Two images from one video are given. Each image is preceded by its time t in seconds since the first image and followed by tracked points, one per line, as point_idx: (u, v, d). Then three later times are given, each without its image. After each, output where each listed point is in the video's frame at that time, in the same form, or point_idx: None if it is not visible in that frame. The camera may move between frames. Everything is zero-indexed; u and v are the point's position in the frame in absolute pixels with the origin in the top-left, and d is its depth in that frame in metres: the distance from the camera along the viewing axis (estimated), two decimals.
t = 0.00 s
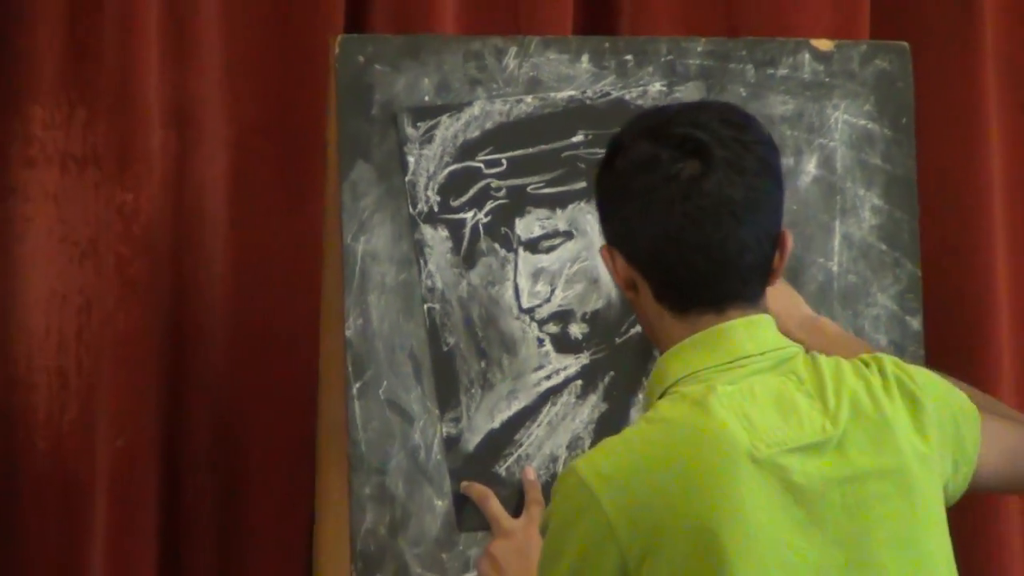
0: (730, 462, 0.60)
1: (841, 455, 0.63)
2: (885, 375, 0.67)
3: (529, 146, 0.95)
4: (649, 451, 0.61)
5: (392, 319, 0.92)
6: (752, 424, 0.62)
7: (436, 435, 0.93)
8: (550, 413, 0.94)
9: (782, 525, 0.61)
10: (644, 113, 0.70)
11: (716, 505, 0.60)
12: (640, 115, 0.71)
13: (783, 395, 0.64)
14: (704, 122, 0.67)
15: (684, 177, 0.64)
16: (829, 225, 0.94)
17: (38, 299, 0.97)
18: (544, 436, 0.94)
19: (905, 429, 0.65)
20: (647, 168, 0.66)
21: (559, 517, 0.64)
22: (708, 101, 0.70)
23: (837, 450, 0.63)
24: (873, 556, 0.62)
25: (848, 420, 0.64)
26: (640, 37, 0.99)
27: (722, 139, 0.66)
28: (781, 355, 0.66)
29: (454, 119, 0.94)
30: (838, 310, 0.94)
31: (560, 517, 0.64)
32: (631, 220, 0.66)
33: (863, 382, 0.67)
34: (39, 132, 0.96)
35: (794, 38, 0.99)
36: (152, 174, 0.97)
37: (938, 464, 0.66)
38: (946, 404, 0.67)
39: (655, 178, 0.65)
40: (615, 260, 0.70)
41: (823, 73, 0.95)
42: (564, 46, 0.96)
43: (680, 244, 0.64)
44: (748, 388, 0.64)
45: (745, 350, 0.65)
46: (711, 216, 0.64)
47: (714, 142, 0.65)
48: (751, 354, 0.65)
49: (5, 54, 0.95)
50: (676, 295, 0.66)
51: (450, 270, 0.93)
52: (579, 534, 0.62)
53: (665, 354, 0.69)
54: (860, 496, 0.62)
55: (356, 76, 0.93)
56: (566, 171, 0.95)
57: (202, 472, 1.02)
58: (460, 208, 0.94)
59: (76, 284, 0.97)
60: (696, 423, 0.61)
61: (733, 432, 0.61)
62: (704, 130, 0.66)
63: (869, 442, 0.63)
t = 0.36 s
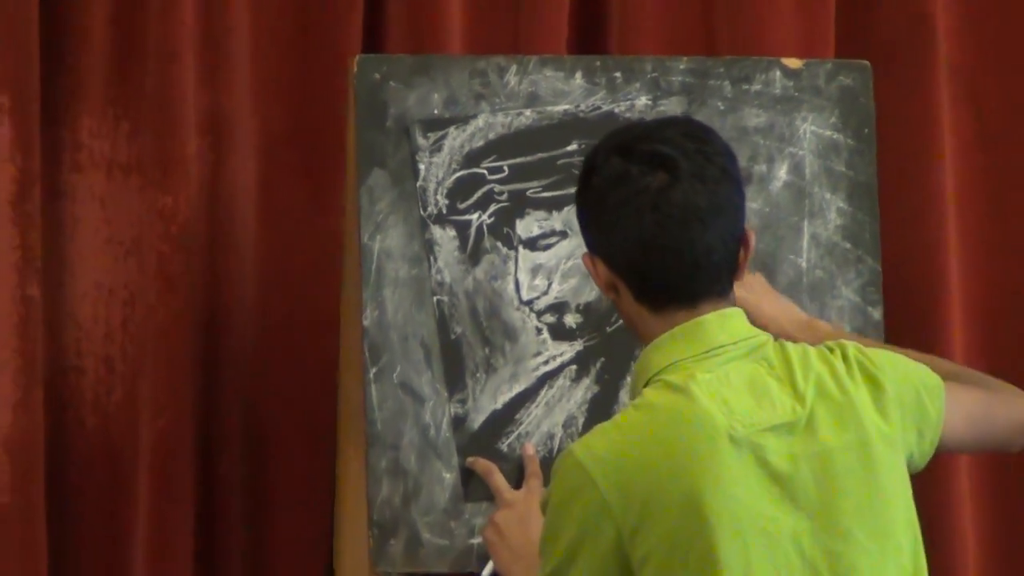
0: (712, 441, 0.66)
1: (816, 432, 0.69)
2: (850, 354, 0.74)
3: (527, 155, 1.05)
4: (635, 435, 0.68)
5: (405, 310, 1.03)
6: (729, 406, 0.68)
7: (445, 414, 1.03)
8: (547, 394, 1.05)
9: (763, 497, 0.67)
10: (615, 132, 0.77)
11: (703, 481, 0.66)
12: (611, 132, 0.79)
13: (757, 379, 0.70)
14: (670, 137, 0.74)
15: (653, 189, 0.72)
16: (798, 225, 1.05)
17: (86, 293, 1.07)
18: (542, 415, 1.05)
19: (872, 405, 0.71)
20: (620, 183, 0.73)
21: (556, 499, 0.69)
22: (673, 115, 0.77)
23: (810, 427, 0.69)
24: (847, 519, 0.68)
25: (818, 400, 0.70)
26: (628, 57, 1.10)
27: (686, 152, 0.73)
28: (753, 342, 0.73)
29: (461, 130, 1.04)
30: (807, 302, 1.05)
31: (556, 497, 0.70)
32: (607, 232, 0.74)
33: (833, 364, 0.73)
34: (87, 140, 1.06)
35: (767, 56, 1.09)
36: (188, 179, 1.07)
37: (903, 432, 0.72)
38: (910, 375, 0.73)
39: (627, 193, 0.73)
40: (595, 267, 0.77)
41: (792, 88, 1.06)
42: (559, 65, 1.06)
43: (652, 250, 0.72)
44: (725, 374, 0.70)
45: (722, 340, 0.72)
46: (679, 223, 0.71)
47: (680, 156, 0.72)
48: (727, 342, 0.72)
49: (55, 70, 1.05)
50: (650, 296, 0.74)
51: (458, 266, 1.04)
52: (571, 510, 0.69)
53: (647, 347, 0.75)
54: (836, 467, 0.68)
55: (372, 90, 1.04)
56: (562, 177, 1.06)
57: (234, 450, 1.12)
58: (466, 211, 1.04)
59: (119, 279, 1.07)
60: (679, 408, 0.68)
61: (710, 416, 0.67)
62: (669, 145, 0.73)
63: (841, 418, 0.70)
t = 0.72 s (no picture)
0: (702, 421, 0.75)
1: (792, 414, 0.78)
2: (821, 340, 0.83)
3: (531, 164, 1.15)
4: (629, 423, 0.76)
5: (419, 305, 1.12)
6: (716, 394, 0.76)
7: (455, 401, 1.13)
8: (549, 382, 1.15)
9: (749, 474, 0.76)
10: (599, 150, 0.83)
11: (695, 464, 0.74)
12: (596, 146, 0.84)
13: (739, 367, 0.79)
14: (654, 163, 0.80)
15: (641, 217, 0.78)
16: (778, 228, 1.15)
17: (127, 289, 1.17)
18: (543, 402, 1.14)
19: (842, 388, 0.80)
20: (610, 210, 0.80)
21: (559, 482, 0.78)
22: (654, 133, 0.82)
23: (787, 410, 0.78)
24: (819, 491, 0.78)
25: (794, 385, 0.79)
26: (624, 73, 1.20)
27: (671, 177, 0.79)
28: (734, 334, 0.82)
29: (471, 139, 1.14)
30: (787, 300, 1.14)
31: (561, 480, 0.79)
32: (601, 252, 0.81)
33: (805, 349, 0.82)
34: (128, 150, 1.17)
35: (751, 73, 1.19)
36: (221, 184, 1.17)
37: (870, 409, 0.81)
38: (875, 357, 0.83)
39: (618, 219, 0.79)
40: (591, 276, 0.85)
41: (773, 103, 1.16)
42: (560, 80, 1.16)
43: (643, 268, 0.79)
44: (711, 364, 0.79)
45: (707, 333, 0.80)
46: (667, 244, 0.78)
47: (664, 182, 0.79)
48: (712, 335, 0.81)
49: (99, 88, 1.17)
50: (645, 303, 0.82)
51: (467, 264, 1.13)
52: (573, 494, 0.77)
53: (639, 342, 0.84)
54: (810, 445, 0.77)
55: (388, 104, 1.13)
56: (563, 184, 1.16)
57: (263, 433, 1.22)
58: (476, 214, 1.14)
59: (157, 276, 1.18)
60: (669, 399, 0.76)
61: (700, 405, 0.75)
62: (654, 171, 0.79)
63: (815, 401, 0.78)
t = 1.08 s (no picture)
0: (682, 400, 0.85)
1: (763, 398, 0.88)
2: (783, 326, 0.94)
3: (527, 168, 1.26)
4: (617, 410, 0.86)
5: (426, 298, 1.22)
6: (694, 383, 0.86)
7: (458, 386, 1.23)
8: (545, 367, 1.25)
9: (726, 453, 0.86)
10: (582, 164, 0.92)
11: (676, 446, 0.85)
12: (576, 162, 0.93)
13: (713, 355, 0.89)
14: (634, 178, 0.89)
15: (628, 228, 0.88)
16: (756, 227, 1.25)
17: (159, 282, 1.28)
18: (540, 385, 1.25)
19: (807, 372, 0.91)
20: (598, 222, 0.89)
21: (552, 459, 0.89)
22: (631, 149, 0.92)
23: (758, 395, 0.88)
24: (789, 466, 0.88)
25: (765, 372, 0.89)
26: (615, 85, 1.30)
27: (651, 190, 0.89)
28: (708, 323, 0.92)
29: (469, 147, 1.24)
30: (765, 292, 1.25)
31: (556, 459, 0.89)
32: (591, 259, 0.91)
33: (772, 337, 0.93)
34: (160, 155, 1.27)
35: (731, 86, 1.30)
36: (244, 187, 1.28)
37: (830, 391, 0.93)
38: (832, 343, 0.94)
39: (606, 230, 0.89)
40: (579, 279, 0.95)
41: (751, 113, 1.27)
42: (555, 92, 1.26)
43: (630, 272, 0.89)
44: (688, 354, 0.89)
45: (684, 324, 0.91)
46: (650, 250, 0.88)
47: (646, 194, 0.89)
48: (688, 326, 0.91)
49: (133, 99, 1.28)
50: (630, 302, 0.92)
51: (467, 261, 1.24)
52: (566, 471, 0.88)
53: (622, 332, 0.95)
54: (778, 424, 0.88)
55: (398, 114, 1.23)
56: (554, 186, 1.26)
57: (284, 412, 1.33)
58: (474, 215, 1.24)
59: (187, 270, 1.29)
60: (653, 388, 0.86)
61: (680, 394, 0.85)
62: (636, 185, 0.89)
63: (783, 385, 0.89)
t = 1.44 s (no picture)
0: (688, 384, 0.98)
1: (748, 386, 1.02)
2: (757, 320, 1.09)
3: (522, 171, 1.36)
4: (618, 398, 0.98)
5: (428, 291, 1.32)
6: (690, 373, 0.99)
7: (459, 372, 1.33)
8: (539, 354, 1.36)
9: (719, 435, 1.00)
10: (577, 169, 1.02)
11: (677, 430, 0.97)
12: (572, 166, 1.02)
13: (704, 346, 1.03)
14: (627, 180, 0.99)
15: (624, 226, 0.98)
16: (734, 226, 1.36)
17: (183, 276, 1.39)
18: (535, 371, 1.35)
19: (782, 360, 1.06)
20: (596, 222, 0.99)
21: (557, 441, 1.02)
22: (621, 153, 1.02)
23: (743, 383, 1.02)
24: (774, 445, 1.03)
25: (749, 361, 1.04)
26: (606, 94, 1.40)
27: (643, 190, 0.99)
28: (696, 314, 1.06)
29: (466, 152, 1.34)
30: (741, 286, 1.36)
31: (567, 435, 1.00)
32: (591, 255, 1.00)
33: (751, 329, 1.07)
34: (182, 157, 1.38)
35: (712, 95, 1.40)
36: (262, 187, 1.38)
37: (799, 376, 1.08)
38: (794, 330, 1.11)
39: (604, 229, 0.99)
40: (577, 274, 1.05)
41: (731, 120, 1.37)
42: (549, 101, 1.36)
43: (625, 265, 1.00)
44: (682, 344, 1.02)
45: (678, 315, 1.03)
46: (644, 246, 0.99)
47: (640, 194, 0.99)
48: (680, 315, 1.03)
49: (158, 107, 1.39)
50: (623, 293, 1.03)
51: (466, 257, 1.34)
52: (570, 451, 1.01)
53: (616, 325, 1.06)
54: (761, 409, 1.03)
55: (404, 120, 1.33)
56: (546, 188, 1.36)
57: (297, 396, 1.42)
58: (472, 214, 1.34)
59: (208, 265, 1.39)
60: (653, 376, 0.98)
61: (678, 384, 0.98)
62: (629, 186, 0.99)
63: (765, 371, 1.04)
